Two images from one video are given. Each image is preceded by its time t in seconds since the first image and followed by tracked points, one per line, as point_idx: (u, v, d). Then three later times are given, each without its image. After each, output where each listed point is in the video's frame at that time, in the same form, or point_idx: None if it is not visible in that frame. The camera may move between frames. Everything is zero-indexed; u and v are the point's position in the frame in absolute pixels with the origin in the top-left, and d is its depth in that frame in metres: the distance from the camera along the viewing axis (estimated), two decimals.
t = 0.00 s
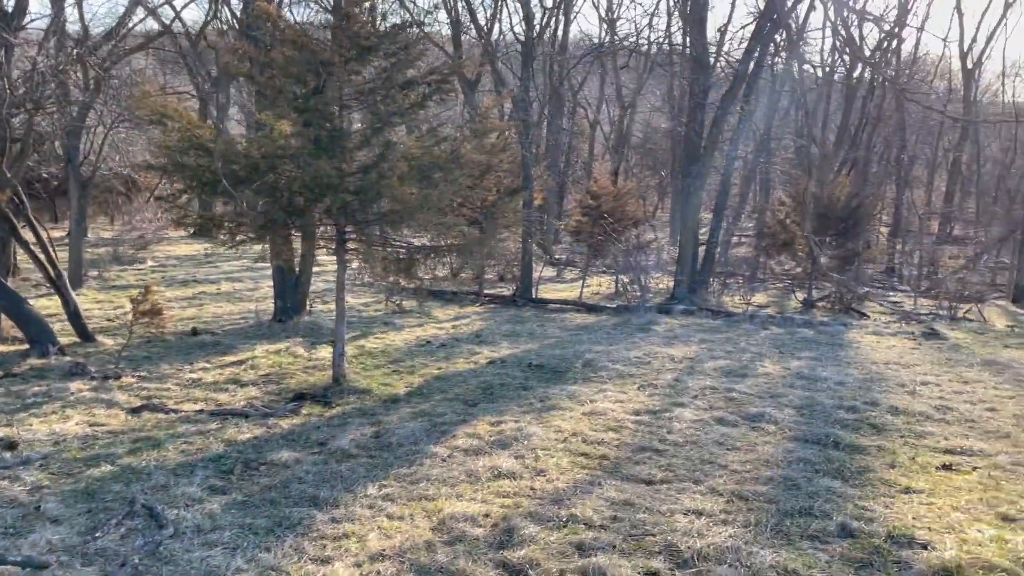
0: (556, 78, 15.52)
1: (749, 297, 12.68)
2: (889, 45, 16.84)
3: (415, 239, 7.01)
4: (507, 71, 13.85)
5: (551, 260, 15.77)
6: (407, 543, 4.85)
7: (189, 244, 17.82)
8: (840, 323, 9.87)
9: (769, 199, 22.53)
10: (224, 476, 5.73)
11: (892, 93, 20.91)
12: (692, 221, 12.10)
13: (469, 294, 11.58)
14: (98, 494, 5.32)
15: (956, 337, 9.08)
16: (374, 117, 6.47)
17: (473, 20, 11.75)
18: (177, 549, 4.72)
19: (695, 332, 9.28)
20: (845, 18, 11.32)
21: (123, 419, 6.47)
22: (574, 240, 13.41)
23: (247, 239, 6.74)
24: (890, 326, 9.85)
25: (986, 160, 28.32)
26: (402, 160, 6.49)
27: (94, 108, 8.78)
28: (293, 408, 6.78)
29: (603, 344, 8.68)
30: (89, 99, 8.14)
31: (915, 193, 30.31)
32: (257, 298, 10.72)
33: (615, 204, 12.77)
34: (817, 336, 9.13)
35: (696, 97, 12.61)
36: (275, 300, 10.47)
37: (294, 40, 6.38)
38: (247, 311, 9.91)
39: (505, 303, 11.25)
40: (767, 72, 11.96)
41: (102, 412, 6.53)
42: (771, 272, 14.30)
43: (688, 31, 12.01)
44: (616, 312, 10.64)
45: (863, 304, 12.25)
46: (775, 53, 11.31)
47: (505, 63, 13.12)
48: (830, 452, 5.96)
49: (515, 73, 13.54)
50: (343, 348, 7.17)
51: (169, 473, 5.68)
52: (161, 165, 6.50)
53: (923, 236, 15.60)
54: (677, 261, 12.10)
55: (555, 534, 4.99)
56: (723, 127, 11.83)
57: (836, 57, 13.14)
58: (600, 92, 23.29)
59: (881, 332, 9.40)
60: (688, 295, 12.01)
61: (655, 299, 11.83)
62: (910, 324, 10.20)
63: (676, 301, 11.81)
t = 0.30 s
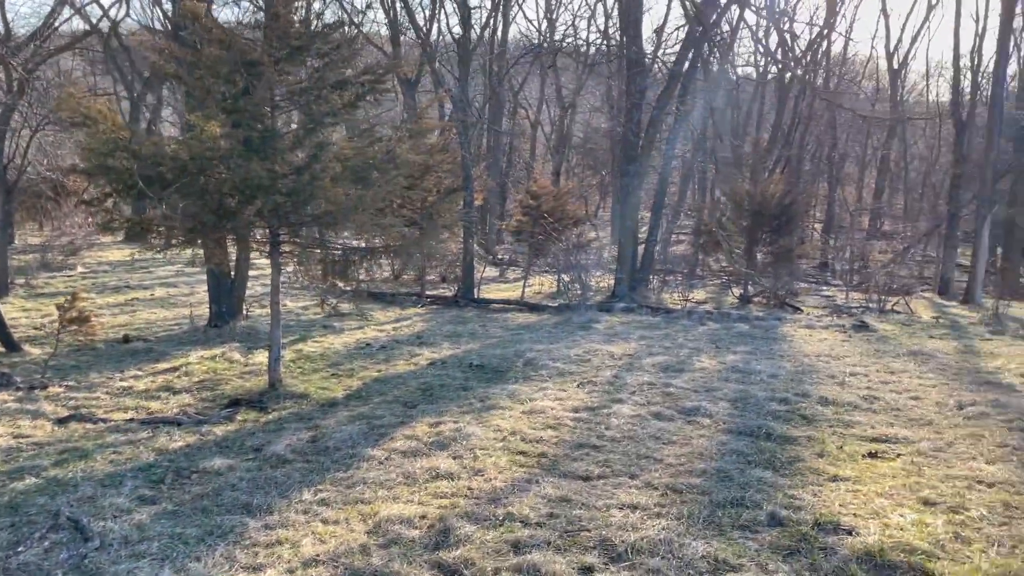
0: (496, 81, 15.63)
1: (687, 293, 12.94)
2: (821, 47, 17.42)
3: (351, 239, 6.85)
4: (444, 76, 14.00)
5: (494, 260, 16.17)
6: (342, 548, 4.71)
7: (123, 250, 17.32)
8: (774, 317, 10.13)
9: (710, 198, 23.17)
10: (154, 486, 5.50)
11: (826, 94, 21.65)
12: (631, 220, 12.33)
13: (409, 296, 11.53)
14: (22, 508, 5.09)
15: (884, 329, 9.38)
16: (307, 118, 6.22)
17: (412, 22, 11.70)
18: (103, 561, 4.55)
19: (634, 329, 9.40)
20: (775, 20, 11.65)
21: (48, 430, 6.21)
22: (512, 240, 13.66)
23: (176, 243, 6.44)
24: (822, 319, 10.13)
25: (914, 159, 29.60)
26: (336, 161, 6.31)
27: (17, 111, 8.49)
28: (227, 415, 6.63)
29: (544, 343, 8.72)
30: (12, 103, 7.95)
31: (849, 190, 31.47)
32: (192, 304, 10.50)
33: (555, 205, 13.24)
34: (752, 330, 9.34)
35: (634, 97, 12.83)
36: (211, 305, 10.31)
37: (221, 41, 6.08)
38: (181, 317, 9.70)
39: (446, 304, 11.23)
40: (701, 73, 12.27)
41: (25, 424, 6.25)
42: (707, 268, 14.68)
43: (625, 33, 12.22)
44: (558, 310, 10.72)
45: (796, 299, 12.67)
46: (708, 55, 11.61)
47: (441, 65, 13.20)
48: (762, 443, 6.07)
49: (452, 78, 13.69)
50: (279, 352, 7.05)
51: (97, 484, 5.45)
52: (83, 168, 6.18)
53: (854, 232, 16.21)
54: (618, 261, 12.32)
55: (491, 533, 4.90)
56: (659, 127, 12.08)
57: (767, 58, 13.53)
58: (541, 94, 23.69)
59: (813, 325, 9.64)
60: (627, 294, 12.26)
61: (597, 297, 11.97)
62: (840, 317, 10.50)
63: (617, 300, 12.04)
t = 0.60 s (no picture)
0: (456, 82, 15.62)
1: (648, 293, 13.07)
2: (778, 48, 17.70)
3: (306, 242, 6.65)
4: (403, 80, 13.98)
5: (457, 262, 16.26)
6: (296, 554, 4.65)
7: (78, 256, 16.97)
8: (733, 314, 10.26)
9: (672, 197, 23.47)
10: (105, 496, 5.38)
11: (786, 93, 21.99)
12: (592, 219, 12.40)
13: (370, 299, 11.47)
14: None
15: (840, 325, 9.54)
16: (259, 119, 5.99)
17: (372, 24, 11.60)
18: (51, 573, 4.45)
19: (595, 328, 9.44)
20: (730, 21, 11.77)
21: None
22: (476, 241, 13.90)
23: (125, 248, 6.21)
24: (780, 316, 10.27)
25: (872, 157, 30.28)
26: (289, 163, 6.11)
27: None
28: (181, 422, 6.53)
29: (505, 344, 8.72)
30: None
31: (810, 188, 32.08)
32: (147, 310, 10.33)
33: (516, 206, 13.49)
34: (711, 327, 9.44)
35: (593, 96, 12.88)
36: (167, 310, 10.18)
37: (170, 41, 5.81)
38: (136, 323, 9.55)
39: (408, 307, 11.19)
40: (659, 73, 12.36)
41: None
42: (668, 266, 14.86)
43: (584, 34, 12.26)
44: (519, 311, 10.73)
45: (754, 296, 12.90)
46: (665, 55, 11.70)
47: (399, 66, 13.12)
48: (718, 439, 6.11)
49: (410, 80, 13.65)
50: (234, 358, 6.95)
51: (45, 496, 5.31)
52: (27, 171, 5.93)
53: (812, 229, 16.52)
54: (579, 260, 12.41)
55: (447, 535, 4.87)
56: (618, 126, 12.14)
57: (724, 59, 13.68)
58: (503, 95, 23.87)
59: (771, 322, 9.78)
60: (589, 293, 12.35)
61: (559, 298, 12.03)
62: (798, 313, 10.67)
63: (578, 299, 12.11)
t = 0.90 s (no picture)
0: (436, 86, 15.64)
1: (629, 294, 13.12)
2: (757, 49, 17.86)
3: (284, 246, 6.58)
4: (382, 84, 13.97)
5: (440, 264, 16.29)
6: (273, 560, 4.62)
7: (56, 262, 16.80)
8: (712, 314, 10.31)
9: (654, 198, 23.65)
10: (80, 504, 5.32)
11: (765, 94, 22.21)
12: (572, 220, 12.46)
13: (352, 303, 11.44)
14: None
15: (819, 323, 9.60)
16: (234, 123, 5.97)
17: (351, 26, 11.56)
18: None
19: (576, 330, 9.45)
20: (707, 23, 11.82)
21: None
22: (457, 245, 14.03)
23: (100, 254, 6.16)
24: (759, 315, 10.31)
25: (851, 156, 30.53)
26: (265, 167, 6.06)
27: None
28: (158, 429, 6.48)
29: (487, 346, 8.72)
30: None
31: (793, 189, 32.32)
32: (125, 317, 10.24)
33: (496, 209, 13.56)
34: (692, 327, 9.48)
35: (572, 97, 12.94)
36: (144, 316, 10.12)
37: (143, 45, 5.74)
38: (113, 330, 9.47)
39: (389, 310, 11.16)
40: (638, 74, 12.45)
41: None
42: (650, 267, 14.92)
43: (563, 36, 12.30)
44: (501, 313, 10.73)
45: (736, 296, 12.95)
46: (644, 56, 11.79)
47: (379, 69, 13.08)
48: (697, 439, 6.13)
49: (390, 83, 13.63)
50: (211, 364, 6.91)
51: (19, 505, 5.24)
52: None
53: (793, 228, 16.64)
54: (560, 261, 12.46)
55: (426, 539, 4.84)
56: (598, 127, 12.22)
57: (702, 61, 13.76)
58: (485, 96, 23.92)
59: (752, 321, 9.82)
60: (571, 294, 12.38)
61: (541, 299, 12.05)
62: (779, 312, 10.72)
63: (559, 300, 12.14)
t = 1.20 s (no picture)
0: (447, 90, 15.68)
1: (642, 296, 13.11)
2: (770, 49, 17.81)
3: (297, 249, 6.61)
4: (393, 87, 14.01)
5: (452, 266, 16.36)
6: (287, 562, 4.64)
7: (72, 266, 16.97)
8: (726, 316, 10.27)
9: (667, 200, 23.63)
10: (96, 506, 5.37)
11: (778, 95, 22.15)
12: (584, 222, 12.47)
13: (365, 305, 11.49)
14: None
15: (833, 325, 9.54)
16: (248, 128, 6.00)
17: (363, 30, 11.60)
18: None
19: (588, 332, 9.45)
20: (720, 25, 11.78)
21: None
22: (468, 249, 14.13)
23: (116, 258, 6.21)
24: (773, 318, 10.27)
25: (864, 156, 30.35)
26: (279, 171, 6.10)
27: None
28: (174, 432, 6.53)
29: (500, 348, 8.73)
30: None
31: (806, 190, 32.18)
32: (140, 320, 10.33)
33: (508, 211, 13.63)
34: (705, 329, 9.45)
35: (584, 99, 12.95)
36: (160, 319, 10.21)
37: (158, 51, 5.78)
38: (128, 333, 9.56)
39: (402, 312, 11.21)
40: (650, 76, 12.45)
41: None
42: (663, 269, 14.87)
43: (575, 38, 12.32)
44: (514, 316, 10.74)
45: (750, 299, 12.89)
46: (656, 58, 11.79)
47: (392, 73, 13.13)
48: (710, 441, 6.11)
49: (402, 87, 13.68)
50: (226, 367, 6.96)
51: (35, 507, 5.29)
52: (16, 182, 5.90)
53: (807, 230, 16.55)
54: (572, 264, 12.45)
55: (439, 541, 4.86)
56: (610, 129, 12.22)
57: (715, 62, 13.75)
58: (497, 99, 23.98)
59: (765, 323, 9.78)
60: (583, 296, 12.37)
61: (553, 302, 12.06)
62: (793, 314, 10.67)
63: (573, 302, 12.14)
